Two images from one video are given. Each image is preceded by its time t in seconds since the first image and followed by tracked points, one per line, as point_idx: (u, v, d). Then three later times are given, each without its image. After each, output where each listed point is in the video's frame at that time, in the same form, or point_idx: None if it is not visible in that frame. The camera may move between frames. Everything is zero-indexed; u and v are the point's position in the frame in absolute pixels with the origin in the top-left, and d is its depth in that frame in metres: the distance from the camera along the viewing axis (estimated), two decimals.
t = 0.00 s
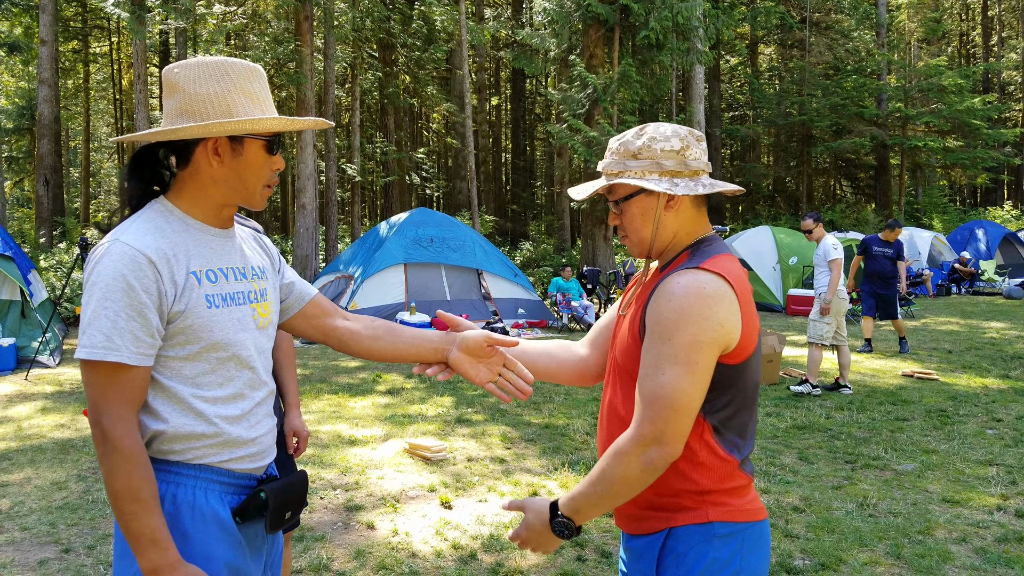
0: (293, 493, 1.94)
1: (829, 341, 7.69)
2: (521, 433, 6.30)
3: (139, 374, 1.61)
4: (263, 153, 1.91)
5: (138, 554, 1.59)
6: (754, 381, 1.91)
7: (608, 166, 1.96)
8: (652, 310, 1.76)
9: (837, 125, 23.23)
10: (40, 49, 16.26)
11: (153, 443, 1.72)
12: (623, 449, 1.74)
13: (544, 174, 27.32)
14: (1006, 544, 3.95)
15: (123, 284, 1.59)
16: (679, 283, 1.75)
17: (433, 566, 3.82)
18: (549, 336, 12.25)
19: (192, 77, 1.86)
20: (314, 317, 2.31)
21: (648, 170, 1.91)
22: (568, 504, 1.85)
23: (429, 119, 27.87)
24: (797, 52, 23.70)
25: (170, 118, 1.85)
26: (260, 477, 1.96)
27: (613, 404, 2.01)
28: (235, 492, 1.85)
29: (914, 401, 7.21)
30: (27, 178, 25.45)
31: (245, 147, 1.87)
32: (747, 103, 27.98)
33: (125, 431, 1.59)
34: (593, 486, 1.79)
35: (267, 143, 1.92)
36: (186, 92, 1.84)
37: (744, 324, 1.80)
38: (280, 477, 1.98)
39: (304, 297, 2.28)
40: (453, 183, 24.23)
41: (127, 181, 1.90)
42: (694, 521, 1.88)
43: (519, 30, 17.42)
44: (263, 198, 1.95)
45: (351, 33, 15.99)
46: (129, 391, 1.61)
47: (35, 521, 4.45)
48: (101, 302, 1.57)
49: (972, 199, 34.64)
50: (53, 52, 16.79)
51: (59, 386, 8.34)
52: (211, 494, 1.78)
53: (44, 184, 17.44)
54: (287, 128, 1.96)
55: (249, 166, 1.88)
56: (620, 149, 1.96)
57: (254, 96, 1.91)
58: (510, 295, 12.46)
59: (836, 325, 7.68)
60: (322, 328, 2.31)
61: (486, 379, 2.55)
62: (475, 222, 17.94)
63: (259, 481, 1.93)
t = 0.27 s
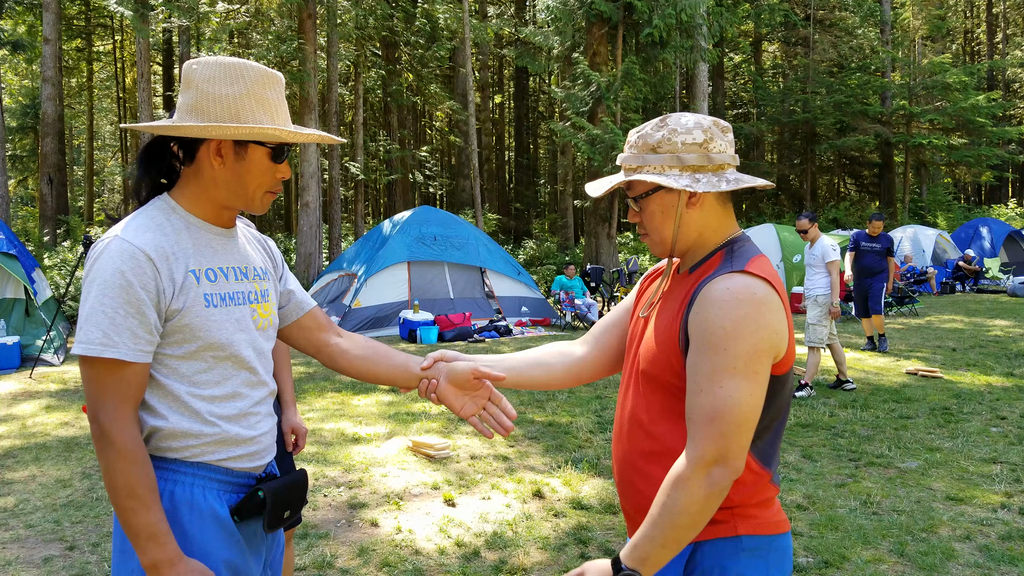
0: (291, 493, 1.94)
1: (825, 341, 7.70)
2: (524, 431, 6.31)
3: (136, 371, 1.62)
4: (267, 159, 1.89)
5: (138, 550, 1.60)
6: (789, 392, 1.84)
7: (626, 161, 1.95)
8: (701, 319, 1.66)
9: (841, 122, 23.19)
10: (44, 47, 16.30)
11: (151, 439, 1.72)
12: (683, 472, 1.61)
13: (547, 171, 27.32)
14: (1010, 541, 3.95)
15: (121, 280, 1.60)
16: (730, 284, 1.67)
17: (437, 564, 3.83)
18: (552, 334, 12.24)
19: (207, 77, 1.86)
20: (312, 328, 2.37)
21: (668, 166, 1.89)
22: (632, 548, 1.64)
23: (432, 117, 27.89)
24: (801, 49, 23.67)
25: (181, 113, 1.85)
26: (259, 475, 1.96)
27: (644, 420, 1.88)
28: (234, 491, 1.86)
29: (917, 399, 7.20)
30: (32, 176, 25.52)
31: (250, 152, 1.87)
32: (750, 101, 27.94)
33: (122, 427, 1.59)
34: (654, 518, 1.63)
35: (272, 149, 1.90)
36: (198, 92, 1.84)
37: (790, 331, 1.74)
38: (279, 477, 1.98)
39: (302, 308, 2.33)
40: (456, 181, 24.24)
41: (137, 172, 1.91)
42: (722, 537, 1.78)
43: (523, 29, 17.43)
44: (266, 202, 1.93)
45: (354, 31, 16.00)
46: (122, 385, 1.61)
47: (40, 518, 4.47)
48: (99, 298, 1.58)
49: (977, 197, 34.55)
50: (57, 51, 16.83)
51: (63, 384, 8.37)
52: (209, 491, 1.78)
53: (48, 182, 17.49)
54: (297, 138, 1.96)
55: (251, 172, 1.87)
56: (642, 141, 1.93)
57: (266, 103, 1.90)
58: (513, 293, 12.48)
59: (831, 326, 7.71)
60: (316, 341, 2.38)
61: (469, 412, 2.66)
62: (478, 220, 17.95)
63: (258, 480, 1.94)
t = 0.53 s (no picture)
0: (285, 494, 1.92)
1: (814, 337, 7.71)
2: (526, 427, 6.31)
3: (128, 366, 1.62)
4: (273, 163, 1.88)
5: (122, 545, 1.60)
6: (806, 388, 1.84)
7: (634, 154, 1.95)
8: (728, 320, 1.65)
9: (844, 118, 23.14)
10: (46, 45, 16.32)
11: (145, 435, 1.72)
12: (728, 478, 1.61)
13: (549, 168, 27.30)
14: (1012, 536, 3.94)
15: (117, 275, 1.60)
16: (756, 280, 1.67)
17: (439, 560, 3.84)
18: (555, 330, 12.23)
19: (221, 76, 1.85)
20: (312, 335, 2.33)
21: (676, 159, 1.88)
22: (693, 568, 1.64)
23: (435, 113, 27.87)
24: (803, 44, 23.61)
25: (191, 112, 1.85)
26: (256, 475, 1.94)
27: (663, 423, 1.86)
28: (228, 490, 1.84)
29: (920, 394, 7.19)
30: (35, 174, 25.57)
31: (256, 154, 1.86)
32: (752, 96, 27.87)
33: (116, 422, 1.60)
34: (707, 530, 1.62)
35: (279, 153, 1.88)
36: (210, 90, 1.83)
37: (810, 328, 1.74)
38: (278, 476, 1.97)
39: (308, 313, 2.28)
40: (459, 178, 24.22)
41: (147, 163, 1.92)
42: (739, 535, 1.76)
43: (525, 25, 17.41)
44: (272, 205, 1.92)
45: (356, 27, 16.00)
46: (114, 381, 1.61)
47: (43, 515, 4.48)
48: (96, 292, 1.58)
49: (980, 192, 34.46)
50: (60, 48, 16.80)
51: (66, 381, 8.40)
52: (202, 488, 1.77)
53: (51, 180, 17.52)
54: (307, 144, 1.93)
55: (257, 174, 1.87)
56: (648, 136, 1.94)
57: (277, 107, 1.88)
58: (515, 289, 12.48)
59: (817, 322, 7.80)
60: (315, 350, 2.35)
61: (458, 427, 2.70)
62: (480, 217, 17.95)
63: (253, 479, 1.92)
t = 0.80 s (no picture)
0: (287, 492, 1.91)
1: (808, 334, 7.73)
2: (529, 424, 6.31)
3: (128, 364, 1.62)
4: (280, 164, 1.88)
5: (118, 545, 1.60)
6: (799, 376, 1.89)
7: (627, 152, 1.95)
8: (737, 307, 1.67)
9: (847, 113, 23.07)
10: (48, 44, 16.31)
11: (146, 432, 1.73)
12: (749, 463, 1.62)
13: (551, 164, 27.26)
14: (1016, 532, 3.94)
15: (120, 273, 1.61)
16: (761, 269, 1.69)
17: (442, 556, 3.84)
18: (557, 327, 12.22)
19: (232, 76, 1.85)
20: (312, 336, 2.29)
21: (667, 154, 1.88)
22: (722, 558, 1.63)
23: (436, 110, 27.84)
24: (806, 40, 23.52)
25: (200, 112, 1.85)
26: (260, 472, 1.94)
27: (665, 413, 1.85)
28: (230, 487, 1.84)
29: (924, 390, 7.18)
30: (38, 172, 25.60)
31: (263, 156, 1.86)
32: (755, 92, 27.78)
33: (116, 419, 1.60)
34: (731, 518, 1.62)
35: (286, 154, 1.88)
36: (219, 90, 1.83)
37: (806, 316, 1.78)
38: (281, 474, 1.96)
39: (309, 315, 2.25)
40: (461, 175, 24.20)
41: (160, 162, 1.94)
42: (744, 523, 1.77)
43: (526, 21, 17.36)
44: (278, 206, 1.92)
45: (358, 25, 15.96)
46: (113, 378, 1.61)
47: (47, 513, 4.50)
48: (98, 290, 1.59)
49: (983, 186, 34.38)
50: (61, 47, 16.79)
51: (69, 380, 8.41)
52: (203, 485, 1.77)
53: (53, 178, 17.51)
54: (315, 146, 1.93)
55: (264, 173, 1.87)
56: (640, 134, 1.95)
57: (286, 108, 1.88)
58: (518, 286, 12.48)
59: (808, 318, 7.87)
60: (317, 352, 2.32)
61: (456, 431, 2.70)
62: (482, 214, 17.94)
63: (256, 477, 1.92)
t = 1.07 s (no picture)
0: (293, 487, 1.92)
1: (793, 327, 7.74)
2: (530, 423, 6.31)
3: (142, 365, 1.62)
4: (291, 167, 1.88)
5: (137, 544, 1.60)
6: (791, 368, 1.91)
7: (618, 154, 1.96)
8: (735, 300, 1.67)
9: (848, 112, 23.05)
10: (49, 42, 16.30)
11: (154, 432, 1.73)
12: (744, 452, 1.62)
13: (552, 163, 27.27)
14: (1017, 530, 3.93)
15: (134, 275, 1.60)
16: (757, 261, 1.70)
17: (443, 555, 3.84)
18: (559, 326, 12.22)
19: (243, 78, 1.85)
20: (309, 337, 2.29)
21: (655, 154, 1.90)
22: (706, 541, 1.62)
23: (437, 109, 27.83)
24: (807, 38, 23.49)
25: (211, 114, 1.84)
26: (265, 469, 1.94)
27: (663, 405, 1.85)
28: (237, 485, 1.84)
29: (925, 388, 7.18)
30: (39, 171, 25.60)
31: (274, 158, 1.86)
32: (756, 90, 27.76)
33: (128, 420, 1.60)
34: (721, 503, 1.62)
35: (297, 158, 1.88)
36: (231, 92, 1.83)
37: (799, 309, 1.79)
38: (286, 470, 1.96)
39: (309, 314, 2.25)
40: (462, 173, 24.20)
41: (165, 161, 1.93)
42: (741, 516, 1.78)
43: (527, 19, 17.35)
44: (285, 209, 1.93)
45: (359, 23, 15.95)
46: (126, 380, 1.61)
47: (47, 512, 4.50)
48: (112, 291, 1.58)
49: (984, 185, 34.37)
50: (63, 46, 16.78)
51: (70, 378, 8.42)
52: (211, 484, 1.77)
53: (54, 177, 17.49)
54: (323, 150, 1.94)
55: (275, 176, 1.86)
56: (630, 136, 1.96)
57: (298, 112, 1.88)
58: (519, 284, 12.47)
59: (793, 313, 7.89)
60: (312, 352, 2.31)
61: (452, 428, 2.67)
62: (483, 212, 17.94)
63: (261, 473, 1.92)
